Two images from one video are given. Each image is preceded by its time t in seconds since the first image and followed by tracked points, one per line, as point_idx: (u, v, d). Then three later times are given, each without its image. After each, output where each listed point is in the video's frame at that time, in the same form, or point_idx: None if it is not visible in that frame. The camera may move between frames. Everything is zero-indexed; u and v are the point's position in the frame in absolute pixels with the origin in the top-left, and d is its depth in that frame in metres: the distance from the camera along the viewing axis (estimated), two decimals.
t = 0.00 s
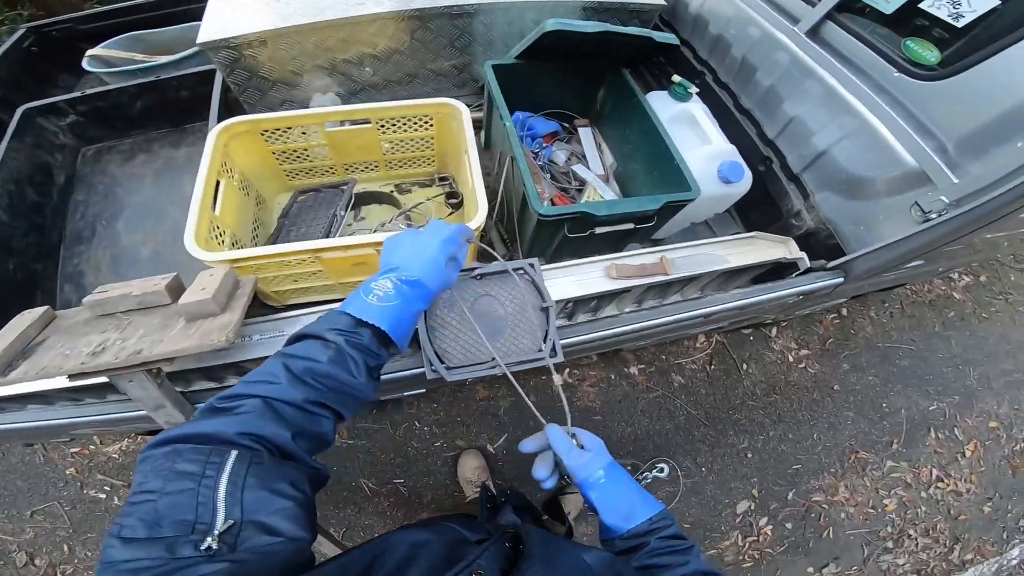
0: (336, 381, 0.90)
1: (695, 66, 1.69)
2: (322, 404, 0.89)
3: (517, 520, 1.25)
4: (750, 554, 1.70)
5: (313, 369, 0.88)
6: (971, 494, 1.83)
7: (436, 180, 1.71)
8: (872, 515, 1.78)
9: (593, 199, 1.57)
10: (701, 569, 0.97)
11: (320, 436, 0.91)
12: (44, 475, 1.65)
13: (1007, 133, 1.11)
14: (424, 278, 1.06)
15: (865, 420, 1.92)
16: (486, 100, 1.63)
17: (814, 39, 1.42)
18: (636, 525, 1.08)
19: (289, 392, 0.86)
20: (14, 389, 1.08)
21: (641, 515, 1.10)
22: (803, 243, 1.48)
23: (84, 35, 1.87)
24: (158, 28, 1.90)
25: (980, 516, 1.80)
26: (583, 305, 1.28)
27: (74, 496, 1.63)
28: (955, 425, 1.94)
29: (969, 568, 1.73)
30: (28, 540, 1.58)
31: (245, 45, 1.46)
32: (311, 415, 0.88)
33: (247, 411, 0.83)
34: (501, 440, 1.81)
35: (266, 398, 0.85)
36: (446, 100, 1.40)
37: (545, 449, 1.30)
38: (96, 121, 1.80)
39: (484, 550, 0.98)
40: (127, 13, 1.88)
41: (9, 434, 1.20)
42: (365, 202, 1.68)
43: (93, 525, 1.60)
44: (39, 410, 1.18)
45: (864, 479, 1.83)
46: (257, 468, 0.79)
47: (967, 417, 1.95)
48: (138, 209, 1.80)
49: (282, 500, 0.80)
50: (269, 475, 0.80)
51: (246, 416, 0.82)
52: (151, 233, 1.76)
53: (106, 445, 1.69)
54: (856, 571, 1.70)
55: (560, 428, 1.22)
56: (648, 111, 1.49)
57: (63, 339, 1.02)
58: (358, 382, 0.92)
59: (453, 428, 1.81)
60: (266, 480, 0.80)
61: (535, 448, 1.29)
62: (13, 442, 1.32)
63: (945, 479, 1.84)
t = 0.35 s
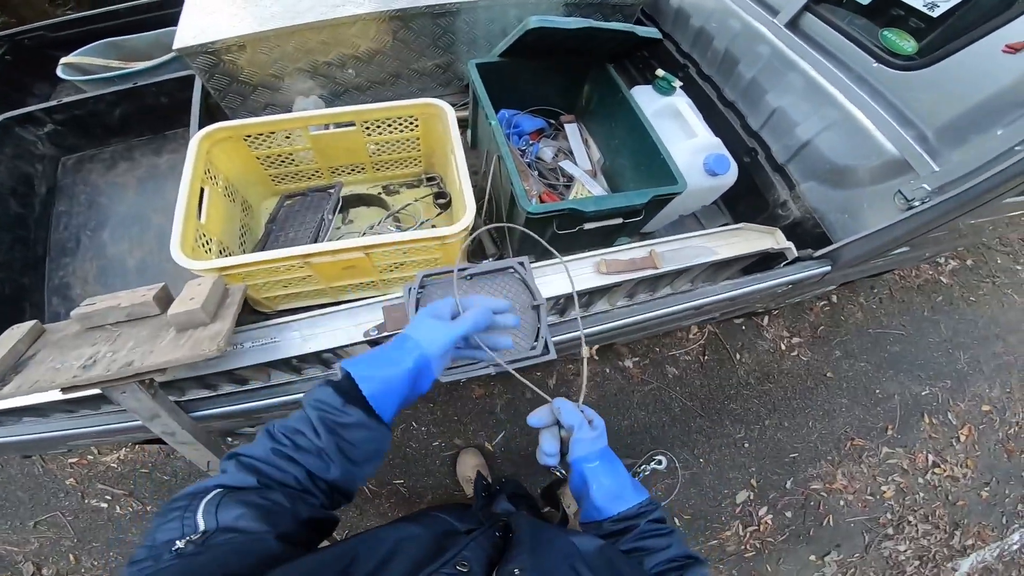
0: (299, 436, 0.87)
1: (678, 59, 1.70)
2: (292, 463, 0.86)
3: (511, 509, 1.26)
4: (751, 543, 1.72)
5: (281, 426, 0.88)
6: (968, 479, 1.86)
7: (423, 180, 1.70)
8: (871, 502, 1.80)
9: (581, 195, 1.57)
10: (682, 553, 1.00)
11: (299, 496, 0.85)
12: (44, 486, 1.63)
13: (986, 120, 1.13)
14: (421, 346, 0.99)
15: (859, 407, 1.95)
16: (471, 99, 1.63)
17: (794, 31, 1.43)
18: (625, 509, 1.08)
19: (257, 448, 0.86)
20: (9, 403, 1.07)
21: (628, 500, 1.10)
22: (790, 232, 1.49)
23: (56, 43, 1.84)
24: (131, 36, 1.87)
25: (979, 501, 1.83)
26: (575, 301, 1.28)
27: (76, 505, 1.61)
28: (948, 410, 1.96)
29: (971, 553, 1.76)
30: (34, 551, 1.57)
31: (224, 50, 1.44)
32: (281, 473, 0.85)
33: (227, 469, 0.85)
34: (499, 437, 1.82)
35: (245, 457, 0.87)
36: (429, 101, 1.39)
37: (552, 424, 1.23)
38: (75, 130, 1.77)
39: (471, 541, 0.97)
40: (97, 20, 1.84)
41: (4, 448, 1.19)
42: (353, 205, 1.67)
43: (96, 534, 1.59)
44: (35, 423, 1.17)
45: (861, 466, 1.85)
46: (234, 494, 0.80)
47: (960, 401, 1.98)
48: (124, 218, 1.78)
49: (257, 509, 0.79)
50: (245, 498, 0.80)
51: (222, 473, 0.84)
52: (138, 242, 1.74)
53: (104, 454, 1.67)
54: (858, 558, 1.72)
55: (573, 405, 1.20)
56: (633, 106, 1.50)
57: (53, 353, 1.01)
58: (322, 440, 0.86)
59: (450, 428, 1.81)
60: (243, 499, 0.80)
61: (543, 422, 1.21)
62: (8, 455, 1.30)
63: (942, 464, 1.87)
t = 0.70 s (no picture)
0: (338, 443, 0.93)
1: (672, 58, 1.71)
2: (330, 464, 0.93)
3: (514, 506, 1.27)
4: (755, 539, 1.73)
5: (317, 432, 0.93)
6: (968, 472, 1.88)
7: (421, 182, 1.71)
8: (872, 496, 1.82)
9: (578, 194, 1.58)
10: (680, 542, 1.03)
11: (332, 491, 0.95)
12: (46, 492, 1.63)
13: (975, 117, 1.16)
14: (437, 338, 1.02)
15: (857, 401, 1.96)
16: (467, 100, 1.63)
17: (786, 28, 1.45)
18: (619, 500, 1.11)
19: (294, 452, 0.91)
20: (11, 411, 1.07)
21: (622, 490, 1.13)
22: (786, 228, 1.50)
23: (46, 48, 1.84)
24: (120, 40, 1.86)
25: (979, 494, 1.85)
26: (575, 300, 1.28)
27: (79, 512, 1.61)
28: (946, 403, 1.98)
29: (973, 546, 1.78)
30: (38, 558, 1.57)
31: (218, 54, 1.44)
32: (320, 474, 0.92)
33: (261, 469, 0.89)
34: (500, 437, 1.82)
35: (276, 457, 0.91)
36: (426, 102, 1.39)
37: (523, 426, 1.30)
38: (68, 136, 1.77)
39: (475, 540, 0.99)
40: (87, 25, 1.84)
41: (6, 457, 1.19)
42: (351, 208, 1.67)
43: (100, 540, 1.59)
44: (35, 431, 1.17)
45: (861, 460, 1.87)
46: (268, 500, 0.85)
47: (958, 394, 2.00)
48: (121, 224, 1.77)
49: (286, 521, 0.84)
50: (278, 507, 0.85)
51: (258, 471, 0.88)
52: (135, 247, 1.74)
53: (106, 461, 1.67)
54: (862, 552, 1.74)
55: (543, 405, 1.25)
56: (628, 105, 1.50)
57: (55, 360, 1.01)
58: (361, 445, 0.94)
59: (451, 428, 1.82)
60: (277, 506, 0.85)
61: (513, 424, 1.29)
62: (10, 464, 1.30)
63: (941, 457, 1.89)
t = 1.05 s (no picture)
0: (333, 440, 0.95)
1: (660, 59, 1.72)
2: (326, 461, 0.95)
3: (509, 502, 1.28)
4: (752, 536, 1.75)
5: (310, 430, 0.95)
6: (962, 467, 1.90)
7: (413, 184, 1.72)
8: (867, 491, 1.84)
9: (569, 195, 1.59)
10: (668, 535, 1.05)
11: (331, 489, 0.96)
12: (43, 498, 1.63)
13: (957, 114, 1.17)
14: (416, 330, 1.05)
15: (850, 397, 1.99)
16: (457, 102, 1.65)
17: (770, 28, 1.47)
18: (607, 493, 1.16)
19: (291, 451, 0.93)
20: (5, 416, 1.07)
21: (609, 485, 1.19)
22: (775, 226, 1.52)
23: (36, 53, 1.84)
24: (111, 46, 1.86)
25: (974, 489, 1.88)
26: (567, 299, 1.30)
27: (76, 517, 1.61)
28: (938, 398, 2.01)
29: (969, 541, 1.81)
30: (35, 564, 1.56)
31: (208, 59, 1.45)
32: (316, 471, 0.94)
33: (259, 469, 0.91)
34: (496, 438, 1.83)
35: (275, 458, 0.93)
36: (417, 106, 1.40)
37: (516, 419, 1.35)
38: (59, 142, 1.77)
39: (472, 534, 0.98)
40: (78, 29, 1.84)
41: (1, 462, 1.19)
42: (344, 211, 1.68)
43: (97, 545, 1.58)
44: (30, 435, 1.17)
45: (856, 456, 1.89)
46: (264, 498, 0.85)
47: (949, 389, 2.03)
48: (113, 229, 1.78)
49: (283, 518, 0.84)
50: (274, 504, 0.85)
51: (257, 472, 0.90)
52: (128, 252, 1.74)
53: (102, 466, 1.66)
54: (859, 548, 1.76)
55: (535, 398, 1.31)
56: (617, 106, 1.52)
57: (49, 364, 1.01)
58: (356, 438, 0.97)
59: (447, 430, 1.83)
60: (273, 504, 0.85)
61: (508, 416, 1.33)
62: (6, 470, 1.30)
63: (935, 453, 1.91)
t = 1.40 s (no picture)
0: (344, 432, 0.95)
1: (656, 59, 1.72)
2: (337, 453, 0.95)
3: (508, 504, 1.27)
4: (753, 535, 1.75)
5: (322, 423, 0.94)
6: (961, 465, 1.91)
7: (409, 186, 1.71)
8: (867, 490, 1.84)
9: (566, 196, 1.59)
10: (663, 528, 1.05)
11: (340, 482, 0.96)
12: (41, 503, 1.61)
13: (951, 111, 1.17)
14: (424, 320, 1.08)
15: (849, 395, 1.99)
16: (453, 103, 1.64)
17: (764, 28, 1.47)
18: (602, 484, 1.15)
19: (302, 443, 0.92)
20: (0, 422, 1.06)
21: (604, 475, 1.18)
22: (771, 225, 1.52)
23: (30, 56, 1.83)
24: (106, 48, 1.84)
25: (973, 486, 1.89)
26: (565, 300, 1.29)
27: (74, 522, 1.60)
28: (936, 396, 2.01)
29: (970, 539, 1.81)
30: (34, 569, 1.55)
31: (203, 61, 1.44)
32: (327, 464, 0.94)
33: (269, 463, 0.90)
34: (496, 440, 1.83)
35: (284, 451, 0.92)
36: (414, 107, 1.40)
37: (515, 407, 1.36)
38: (53, 146, 1.76)
39: (468, 538, 0.98)
40: (71, 32, 1.82)
41: None
42: (340, 214, 1.67)
43: (97, 550, 1.57)
44: (27, 440, 1.16)
45: (855, 455, 1.89)
46: (272, 501, 0.84)
47: (947, 387, 2.04)
48: (108, 233, 1.76)
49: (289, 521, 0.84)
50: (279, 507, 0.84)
51: (267, 467, 0.89)
52: (123, 256, 1.73)
53: (99, 470, 1.65)
54: (860, 547, 1.76)
55: (535, 387, 1.34)
56: (614, 107, 1.52)
57: (45, 370, 1.01)
58: (367, 430, 0.97)
59: (446, 432, 1.82)
60: (279, 506, 0.84)
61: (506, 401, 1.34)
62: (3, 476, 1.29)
63: (934, 451, 1.92)
